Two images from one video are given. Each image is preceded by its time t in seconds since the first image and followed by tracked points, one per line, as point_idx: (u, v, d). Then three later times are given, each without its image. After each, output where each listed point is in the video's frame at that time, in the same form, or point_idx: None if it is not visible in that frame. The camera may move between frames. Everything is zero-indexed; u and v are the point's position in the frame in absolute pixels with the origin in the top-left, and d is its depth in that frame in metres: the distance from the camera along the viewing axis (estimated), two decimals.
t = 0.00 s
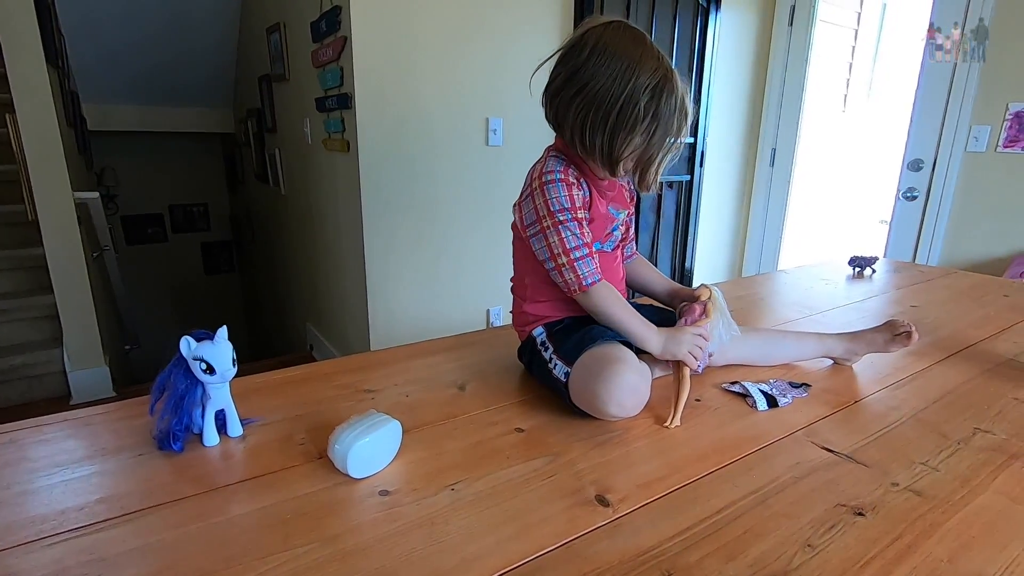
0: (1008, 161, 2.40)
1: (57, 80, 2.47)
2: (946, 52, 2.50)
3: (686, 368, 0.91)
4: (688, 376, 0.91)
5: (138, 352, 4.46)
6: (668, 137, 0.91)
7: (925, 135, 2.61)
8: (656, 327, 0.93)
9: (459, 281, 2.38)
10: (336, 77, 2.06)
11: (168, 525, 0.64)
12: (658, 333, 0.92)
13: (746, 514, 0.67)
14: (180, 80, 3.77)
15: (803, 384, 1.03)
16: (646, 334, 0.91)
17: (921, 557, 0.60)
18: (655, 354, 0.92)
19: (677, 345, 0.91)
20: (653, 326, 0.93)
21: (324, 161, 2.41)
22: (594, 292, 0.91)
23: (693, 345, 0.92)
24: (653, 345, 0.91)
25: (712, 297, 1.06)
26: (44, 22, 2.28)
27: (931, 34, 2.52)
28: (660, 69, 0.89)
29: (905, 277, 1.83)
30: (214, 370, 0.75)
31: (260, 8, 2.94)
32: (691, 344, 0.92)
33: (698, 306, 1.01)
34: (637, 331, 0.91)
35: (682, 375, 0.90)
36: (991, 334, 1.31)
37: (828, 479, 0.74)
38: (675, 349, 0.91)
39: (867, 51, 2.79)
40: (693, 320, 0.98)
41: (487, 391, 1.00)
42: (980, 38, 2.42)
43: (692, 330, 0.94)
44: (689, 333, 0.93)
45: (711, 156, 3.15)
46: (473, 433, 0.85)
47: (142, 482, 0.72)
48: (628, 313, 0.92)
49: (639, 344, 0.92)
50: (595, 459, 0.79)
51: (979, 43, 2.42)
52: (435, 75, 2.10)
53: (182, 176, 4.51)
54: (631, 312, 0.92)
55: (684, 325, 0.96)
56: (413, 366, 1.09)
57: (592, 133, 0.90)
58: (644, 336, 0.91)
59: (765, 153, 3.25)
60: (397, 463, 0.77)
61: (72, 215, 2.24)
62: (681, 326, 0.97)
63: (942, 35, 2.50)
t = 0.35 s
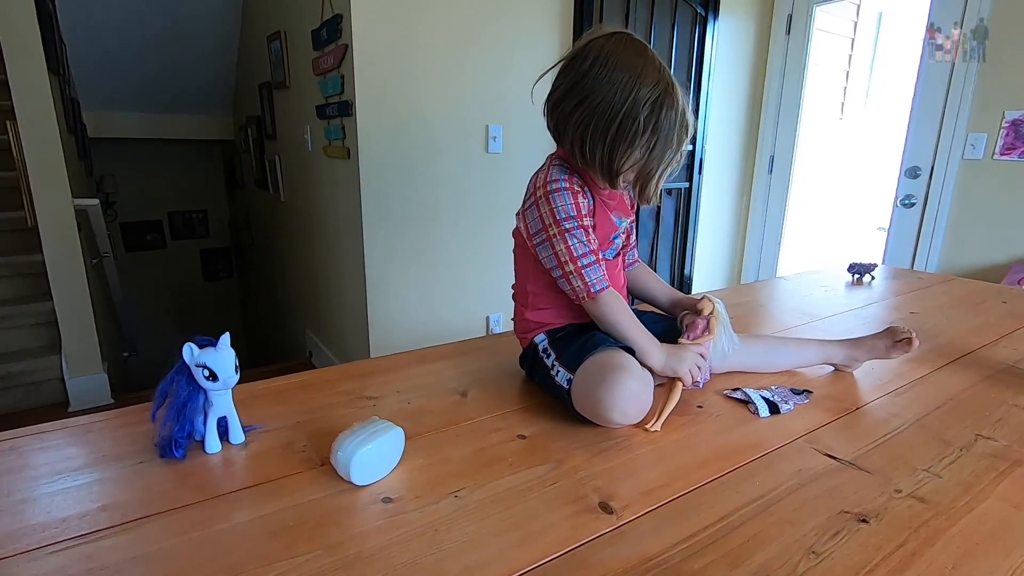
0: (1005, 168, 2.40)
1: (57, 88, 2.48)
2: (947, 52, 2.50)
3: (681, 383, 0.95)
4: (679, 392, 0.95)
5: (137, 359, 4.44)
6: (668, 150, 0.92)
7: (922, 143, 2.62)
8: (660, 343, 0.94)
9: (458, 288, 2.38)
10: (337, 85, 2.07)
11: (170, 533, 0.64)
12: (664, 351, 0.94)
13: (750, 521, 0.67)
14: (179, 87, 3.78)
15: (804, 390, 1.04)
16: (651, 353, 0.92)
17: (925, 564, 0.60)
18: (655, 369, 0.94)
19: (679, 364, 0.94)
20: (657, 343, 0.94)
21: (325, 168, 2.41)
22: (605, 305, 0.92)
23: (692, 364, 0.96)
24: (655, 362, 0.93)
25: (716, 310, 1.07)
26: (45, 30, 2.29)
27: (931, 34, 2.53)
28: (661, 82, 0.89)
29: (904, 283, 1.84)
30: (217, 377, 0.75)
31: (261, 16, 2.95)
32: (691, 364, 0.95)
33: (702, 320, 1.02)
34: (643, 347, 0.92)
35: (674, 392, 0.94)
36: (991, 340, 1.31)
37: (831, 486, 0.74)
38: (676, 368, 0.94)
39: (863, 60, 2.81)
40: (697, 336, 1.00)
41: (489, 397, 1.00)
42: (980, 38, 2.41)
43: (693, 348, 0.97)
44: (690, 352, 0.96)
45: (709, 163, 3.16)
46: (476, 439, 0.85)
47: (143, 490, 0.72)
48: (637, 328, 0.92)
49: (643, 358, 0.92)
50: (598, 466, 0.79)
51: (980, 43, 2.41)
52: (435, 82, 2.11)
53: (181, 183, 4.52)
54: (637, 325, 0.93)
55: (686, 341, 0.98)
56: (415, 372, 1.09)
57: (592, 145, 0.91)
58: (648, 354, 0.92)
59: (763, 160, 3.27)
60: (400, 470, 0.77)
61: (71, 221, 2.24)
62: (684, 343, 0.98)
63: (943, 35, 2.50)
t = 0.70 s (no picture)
0: (991, 181, 2.44)
1: (49, 90, 2.46)
2: (947, 52, 2.51)
3: (667, 394, 0.94)
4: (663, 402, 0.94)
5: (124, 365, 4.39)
6: (643, 155, 0.92)
7: (910, 156, 2.67)
8: (650, 351, 0.94)
9: (452, 295, 2.37)
10: (332, 90, 2.07)
11: (160, 539, 0.63)
12: (655, 362, 0.93)
13: (745, 529, 0.67)
14: (172, 91, 3.76)
15: (797, 399, 1.04)
16: (639, 359, 0.91)
17: (919, 573, 0.60)
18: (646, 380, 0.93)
19: (669, 375, 0.94)
20: (646, 350, 0.94)
21: (319, 173, 2.41)
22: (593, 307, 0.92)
23: (680, 375, 0.95)
24: (645, 369, 0.92)
25: (706, 321, 1.06)
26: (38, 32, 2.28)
27: (932, 34, 2.54)
28: (632, 87, 0.90)
29: (893, 294, 1.86)
30: (210, 382, 0.74)
31: (256, 20, 2.95)
32: (679, 374, 0.95)
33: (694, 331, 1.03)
34: (633, 352, 0.91)
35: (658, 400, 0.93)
36: (979, 351, 1.33)
37: (824, 494, 0.75)
38: (663, 377, 0.93)
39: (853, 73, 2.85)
40: (689, 347, 0.99)
41: (483, 404, 1.00)
42: (980, 38, 2.42)
43: (683, 359, 0.97)
44: (679, 363, 0.96)
45: (701, 173, 3.19)
46: (470, 446, 0.85)
47: (132, 496, 0.71)
48: (625, 332, 0.93)
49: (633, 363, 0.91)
50: (593, 473, 0.79)
51: (979, 43, 2.42)
52: (429, 89, 2.11)
53: (173, 187, 4.49)
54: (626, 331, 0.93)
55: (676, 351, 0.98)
56: (408, 379, 1.09)
57: (566, 153, 0.92)
58: (637, 360, 0.91)
59: (754, 172, 3.30)
60: (393, 477, 0.76)
61: (60, 224, 2.21)
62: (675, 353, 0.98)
63: (943, 35, 2.52)
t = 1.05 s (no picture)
0: (975, 195, 2.48)
1: (38, 93, 2.44)
2: (947, 52, 2.52)
3: (653, 408, 0.93)
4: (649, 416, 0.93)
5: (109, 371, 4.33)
6: (620, 163, 0.92)
7: (896, 169, 2.71)
8: (634, 362, 0.94)
9: (442, 303, 2.37)
10: (324, 97, 2.08)
11: (143, 547, 0.62)
12: (639, 371, 0.93)
13: (731, 538, 0.68)
14: (163, 96, 3.75)
15: (784, 409, 1.05)
16: (624, 369, 0.91)
17: None
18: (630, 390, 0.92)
19: (654, 384, 0.93)
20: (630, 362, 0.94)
21: (310, 179, 2.41)
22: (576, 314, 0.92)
23: (665, 389, 0.95)
24: (629, 379, 0.92)
25: (693, 325, 1.06)
26: (28, 35, 2.27)
27: (932, 34, 2.55)
28: (608, 95, 0.90)
29: (879, 305, 1.88)
30: (196, 388, 0.74)
31: (249, 26, 2.95)
32: (663, 388, 0.94)
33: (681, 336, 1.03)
34: (616, 362, 0.91)
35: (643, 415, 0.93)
36: (962, 362, 1.35)
37: (810, 503, 0.75)
38: (648, 389, 0.93)
39: (840, 88, 2.90)
40: (675, 354, 1.00)
41: (471, 412, 1.00)
42: (979, 39, 2.44)
43: (667, 373, 0.96)
44: (664, 376, 0.95)
45: (691, 184, 3.22)
46: (458, 455, 0.85)
47: (116, 504, 0.70)
48: (609, 342, 0.93)
49: (616, 373, 0.91)
50: (581, 482, 0.79)
51: (979, 43, 2.45)
52: (422, 97, 2.12)
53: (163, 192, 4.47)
54: (610, 340, 0.93)
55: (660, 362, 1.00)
56: (397, 386, 1.09)
57: (544, 162, 0.93)
58: (621, 370, 0.91)
59: (744, 183, 3.33)
60: (381, 485, 0.76)
61: (46, 226, 2.19)
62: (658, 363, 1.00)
63: (943, 35, 2.53)
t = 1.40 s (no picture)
0: (965, 201, 2.50)
1: (29, 94, 2.42)
2: (947, 52, 2.52)
3: (647, 414, 0.94)
4: (644, 422, 0.94)
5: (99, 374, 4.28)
6: (625, 169, 0.92)
7: (888, 175, 2.73)
8: (630, 368, 0.94)
9: (436, 306, 2.36)
10: (318, 100, 2.07)
11: (130, 554, 0.61)
12: (635, 378, 0.93)
13: (726, 543, 0.67)
14: (156, 98, 3.73)
15: (778, 413, 1.05)
16: (619, 375, 0.91)
17: None
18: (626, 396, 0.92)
19: (650, 392, 0.93)
20: (626, 368, 0.94)
21: (303, 182, 2.40)
22: (574, 318, 0.91)
23: (660, 395, 0.95)
24: (625, 385, 0.92)
25: (688, 332, 1.07)
26: (19, 35, 2.25)
27: (931, 34, 2.55)
28: (615, 102, 0.91)
29: (871, 310, 1.89)
30: (186, 392, 0.73)
31: (244, 28, 2.95)
32: (659, 394, 0.94)
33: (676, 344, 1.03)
34: (612, 367, 0.91)
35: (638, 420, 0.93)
36: (955, 367, 1.35)
37: (805, 508, 0.75)
38: (644, 395, 0.93)
39: (833, 95, 2.93)
40: (671, 361, 1.01)
41: (466, 417, 0.99)
42: (979, 39, 2.44)
43: (662, 381, 0.96)
44: (660, 382, 0.95)
45: (685, 189, 3.23)
46: (452, 459, 0.84)
47: (103, 509, 0.69)
48: (607, 347, 0.92)
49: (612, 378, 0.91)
50: (575, 487, 0.78)
51: (978, 44, 2.44)
52: (416, 101, 2.12)
53: (155, 194, 4.44)
54: (608, 345, 0.93)
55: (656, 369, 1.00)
56: (391, 390, 1.08)
57: (548, 166, 0.93)
58: (616, 376, 0.91)
59: (737, 188, 3.35)
60: (374, 490, 0.75)
61: (35, 227, 2.17)
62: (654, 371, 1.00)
63: (942, 36, 2.53)
